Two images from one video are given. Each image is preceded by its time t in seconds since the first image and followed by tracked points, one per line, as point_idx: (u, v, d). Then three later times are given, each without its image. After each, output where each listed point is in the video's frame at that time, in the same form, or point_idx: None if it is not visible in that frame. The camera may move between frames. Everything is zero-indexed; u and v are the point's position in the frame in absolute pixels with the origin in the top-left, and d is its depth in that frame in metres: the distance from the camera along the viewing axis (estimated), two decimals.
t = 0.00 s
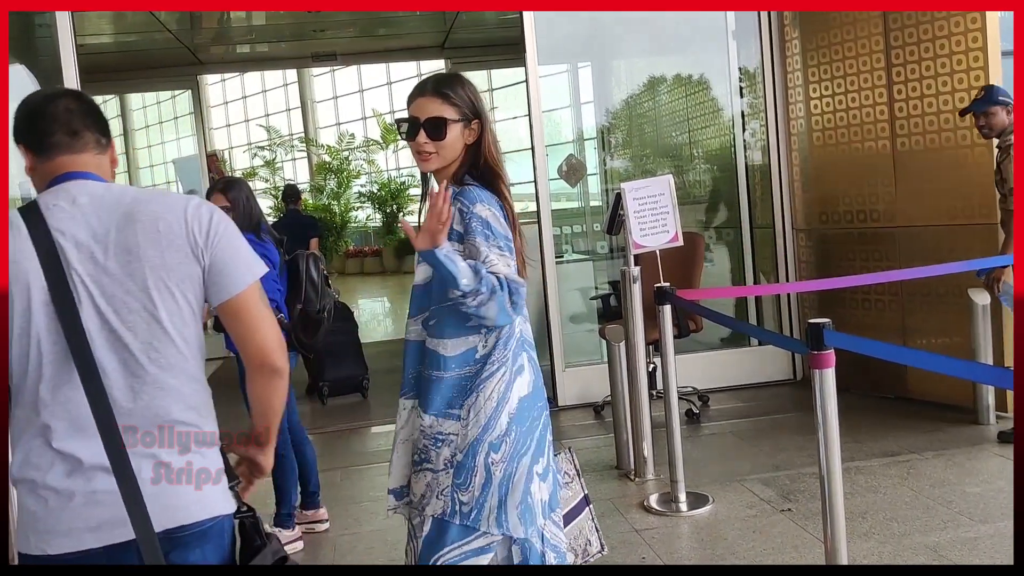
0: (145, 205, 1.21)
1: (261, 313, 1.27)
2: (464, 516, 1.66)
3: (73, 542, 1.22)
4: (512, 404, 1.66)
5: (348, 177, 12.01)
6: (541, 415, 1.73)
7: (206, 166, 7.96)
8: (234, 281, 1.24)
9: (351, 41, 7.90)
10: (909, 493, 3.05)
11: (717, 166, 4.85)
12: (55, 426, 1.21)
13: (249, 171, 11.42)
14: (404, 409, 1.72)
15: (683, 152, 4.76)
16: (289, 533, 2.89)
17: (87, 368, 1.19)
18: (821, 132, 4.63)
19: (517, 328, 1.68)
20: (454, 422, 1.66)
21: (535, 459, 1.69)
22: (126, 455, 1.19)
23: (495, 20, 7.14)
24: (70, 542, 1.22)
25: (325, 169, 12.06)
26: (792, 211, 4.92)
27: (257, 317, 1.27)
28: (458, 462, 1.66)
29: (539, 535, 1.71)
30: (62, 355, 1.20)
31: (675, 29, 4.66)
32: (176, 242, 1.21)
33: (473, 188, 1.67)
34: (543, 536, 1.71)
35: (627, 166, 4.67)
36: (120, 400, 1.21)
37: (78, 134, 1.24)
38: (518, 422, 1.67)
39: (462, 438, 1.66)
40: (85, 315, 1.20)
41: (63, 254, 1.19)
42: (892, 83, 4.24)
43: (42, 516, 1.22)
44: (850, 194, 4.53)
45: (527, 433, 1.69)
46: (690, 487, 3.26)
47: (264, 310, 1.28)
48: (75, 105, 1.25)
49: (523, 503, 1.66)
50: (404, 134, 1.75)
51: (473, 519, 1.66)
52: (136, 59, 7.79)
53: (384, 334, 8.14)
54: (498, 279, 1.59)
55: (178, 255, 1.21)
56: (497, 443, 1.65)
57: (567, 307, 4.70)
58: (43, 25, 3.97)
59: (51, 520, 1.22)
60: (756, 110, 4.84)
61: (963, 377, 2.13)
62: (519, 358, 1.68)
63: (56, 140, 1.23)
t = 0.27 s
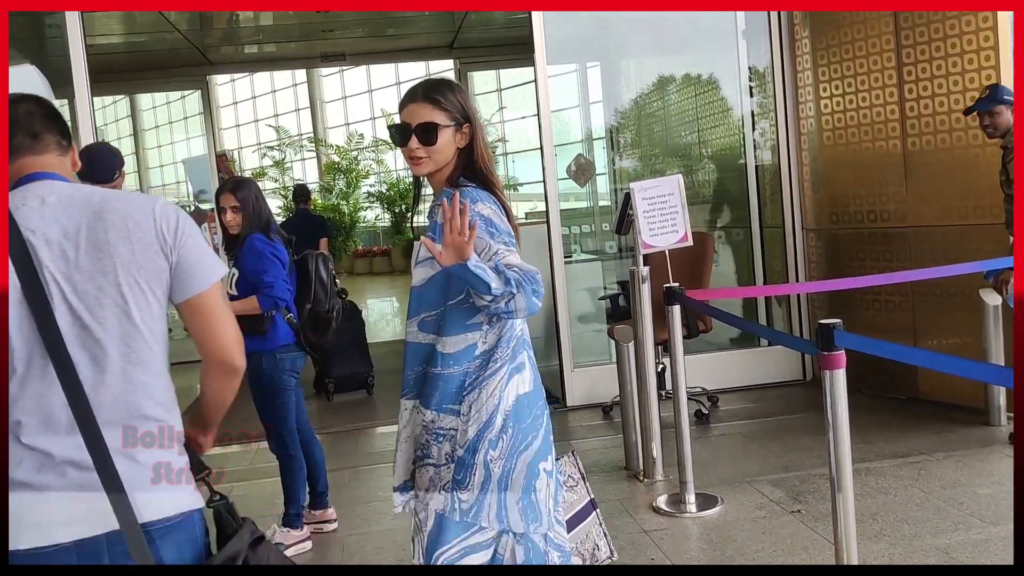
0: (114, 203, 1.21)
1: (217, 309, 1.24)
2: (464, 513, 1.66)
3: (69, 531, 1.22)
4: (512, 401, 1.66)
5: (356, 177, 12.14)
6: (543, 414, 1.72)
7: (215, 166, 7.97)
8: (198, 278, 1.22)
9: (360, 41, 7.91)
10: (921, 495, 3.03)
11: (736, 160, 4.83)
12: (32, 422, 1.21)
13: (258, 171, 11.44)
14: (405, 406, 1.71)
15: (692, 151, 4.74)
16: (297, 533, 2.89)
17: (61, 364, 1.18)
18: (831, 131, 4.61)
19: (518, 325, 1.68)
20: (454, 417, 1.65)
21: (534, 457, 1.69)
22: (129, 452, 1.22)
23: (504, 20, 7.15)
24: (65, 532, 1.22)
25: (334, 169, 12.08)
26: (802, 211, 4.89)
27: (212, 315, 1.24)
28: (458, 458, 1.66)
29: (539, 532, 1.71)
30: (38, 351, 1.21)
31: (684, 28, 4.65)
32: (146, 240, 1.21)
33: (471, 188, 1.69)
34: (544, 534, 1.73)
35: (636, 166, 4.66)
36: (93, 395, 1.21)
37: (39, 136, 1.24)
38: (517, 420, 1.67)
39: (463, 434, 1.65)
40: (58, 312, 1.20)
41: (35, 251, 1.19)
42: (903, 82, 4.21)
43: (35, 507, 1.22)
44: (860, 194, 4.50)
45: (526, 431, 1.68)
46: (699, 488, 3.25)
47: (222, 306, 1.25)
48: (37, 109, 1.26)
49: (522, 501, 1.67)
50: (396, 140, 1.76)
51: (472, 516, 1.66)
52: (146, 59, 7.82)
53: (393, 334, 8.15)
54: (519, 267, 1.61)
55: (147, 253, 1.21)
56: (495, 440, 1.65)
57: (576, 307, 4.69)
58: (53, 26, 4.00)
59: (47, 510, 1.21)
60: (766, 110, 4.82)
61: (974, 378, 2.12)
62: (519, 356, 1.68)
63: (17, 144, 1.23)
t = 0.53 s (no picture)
0: (96, 204, 1.21)
1: (189, 316, 1.25)
2: (473, 514, 1.63)
3: (63, 526, 1.21)
4: (514, 401, 1.64)
5: (370, 177, 12.14)
6: (545, 412, 1.71)
7: (231, 165, 8.02)
8: (176, 278, 1.23)
9: (373, 41, 7.93)
10: (938, 497, 3.00)
11: (748, 162, 4.82)
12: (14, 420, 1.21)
13: (273, 171, 11.50)
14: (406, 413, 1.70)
15: (706, 151, 4.72)
16: (310, 532, 2.91)
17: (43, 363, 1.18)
18: (847, 131, 4.58)
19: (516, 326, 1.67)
20: (454, 420, 1.63)
21: (538, 456, 1.67)
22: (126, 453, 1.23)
23: (518, 20, 7.16)
24: (57, 528, 1.20)
25: (347, 169, 12.12)
26: (817, 211, 4.86)
27: (184, 321, 1.24)
28: (462, 460, 1.63)
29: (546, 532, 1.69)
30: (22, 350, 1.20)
31: (698, 27, 4.63)
32: (125, 241, 1.21)
33: (461, 194, 1.68)
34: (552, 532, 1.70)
35: (650, 165, 4.65)
36: (75, 395, 1.21)
37: (17, 137, 1.28)
38: (518, 420, 1.65)
39: (464, 436, 1.63)
40: (41, 313, 1.20)
41: (18, 251, 1.20)
42: (919, 82, 4.18)
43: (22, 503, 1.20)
44: (876, 194, 4.47)
45: (527, 431, 1.66)
46: (714, 489, 3.24)
47: (193, 311, 1.26)
48: (13, 112, 1.30)
49: (530, 500, 1.64)
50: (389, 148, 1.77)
51: (481, 517, 1.63)
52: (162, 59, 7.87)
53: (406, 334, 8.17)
54: (513, 278, 1.56)
55: (127, 254, 1.21)
56: (498, 441, 1.63)
57: (589, 308, 4.68)
58: (69, 26, 4.06)
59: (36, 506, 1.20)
60: (781, 109, 4.79)
61: (990, 379, 2.10)
62: (518, 357, 1.67)
63: None
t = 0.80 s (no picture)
0: (90, 205, 1.24)
1: (176, 319, 1.30)
2: (471, 516, 1.65)
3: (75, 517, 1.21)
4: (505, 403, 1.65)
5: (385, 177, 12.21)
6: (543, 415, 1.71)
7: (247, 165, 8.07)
8: (167, 277, 1.27)
9: (389, 41, 7.95)
10: (958, 499, 2.97)
11: (763, 163, 4.80)
12: (16, 416, 1.21)
13: (289, 171, 11.56)
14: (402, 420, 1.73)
15: (723, 150, 4.70)
16: (326, 531, 2.92)
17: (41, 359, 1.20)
18: (865, 129, 4.55)
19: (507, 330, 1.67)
20: (444, 425, 1.66)
21: (535, 458, 1.67)
22: (126, 453, 1.26)
23: (534, 19, 7.18)
24: (68, 520, 1.21)
25: (363, 168, 12.16)
26: (834, 210, 4.83)
27: (172, 325, 1.30)
28: (455, 464, 1.65)
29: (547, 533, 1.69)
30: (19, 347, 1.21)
31: (715, 26, 4.62)
32: (121, 242, 1.24)
33: (443, 204, 1.69)
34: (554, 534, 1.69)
35: (665, 165, 4.64)
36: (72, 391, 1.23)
37: (11, 139, 1.30)
38: (512, 423, 1.65)
39: (455, 440, 1.65)
40: (39, 311, 1.22)
41: (14, 250, 1.21)
42: (938, 80, 4.13)
43: (31, 496, 1.19)
44: (895, 193, 4.43)
45: (523, 433, 1.66)
46: (731, 490, 3.22)
47: (180, 316, 1.31)
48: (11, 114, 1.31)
49: (528, 501, 1.64)
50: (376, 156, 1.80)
51: (480, 519, 1.64)
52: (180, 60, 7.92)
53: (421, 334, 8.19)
54: (499, 302, 1.54)
55: (123, 253, 1.24)
56: (490, 444, 1.64)
57: (605, 307, 4.67)
58: (88, 26, 4.10)
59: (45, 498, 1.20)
60: (798, 108, 4.76)
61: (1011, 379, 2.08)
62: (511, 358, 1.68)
63: None
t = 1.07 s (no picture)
0: (93, 210, 1.31)
1: (178, 320, 1.39)
2: (457, 512, 1.75)
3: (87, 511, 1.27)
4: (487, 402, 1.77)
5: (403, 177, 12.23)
6: (524, 412, 1.81)
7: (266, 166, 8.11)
8: (166, 279, 1.36)
9: (407, 42, 7.98)
10: (982, 502, 2.94)
11: (780, 164, 4.75)
12: (24, 413, 1.26)
13: (308, 172, 11.61)
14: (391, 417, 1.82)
15: (742, 150, 4.67)
16: (345, 531, 2.94)
17: (49, 358, 1.26)
18: (887, 129, 4.50)
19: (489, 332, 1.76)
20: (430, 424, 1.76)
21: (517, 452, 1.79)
22: (126, 452, 1.32)
23: (552, 19, 7.18)
24: (81, 514, 1.26)
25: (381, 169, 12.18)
26: (855, 210, 4.78)
27: (175, 326, 1.39)
28: (441, 461, 1.76)
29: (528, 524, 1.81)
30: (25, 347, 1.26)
31: (735, 26, 4.60)
32: (124, 245, 1.31)
33: (419, 209, 1.77)
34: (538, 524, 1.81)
35: (684, 165, 4.62)
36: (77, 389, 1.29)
37: (13, 145, 1.36)
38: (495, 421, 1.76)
39: (441, 438, 1.75)
40: (45, 311, 1.28)
41: (21, 253, 1.26)
42: (961, 79, 4.08)
43: (43, 492, 1.25)
44: (917, 193, 4.38)
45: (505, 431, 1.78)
46: (751, 493, 3.20)
47: (182, 317, 1.39)
48: (13, 121, 1.38)
49: (511, 494, 1.76)
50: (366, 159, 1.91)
51: (465, 516, 1.75)
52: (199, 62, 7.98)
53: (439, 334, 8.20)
54: (466, 323, 1.67)
55: (126, 256, 1.31)
56: (473, 442, 1.76)
57: (624, 309, 4.65)
58: (108, 28, 4.08)
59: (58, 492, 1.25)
60: (818, 109, 4.73)
61: None
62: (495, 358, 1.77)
63: None
